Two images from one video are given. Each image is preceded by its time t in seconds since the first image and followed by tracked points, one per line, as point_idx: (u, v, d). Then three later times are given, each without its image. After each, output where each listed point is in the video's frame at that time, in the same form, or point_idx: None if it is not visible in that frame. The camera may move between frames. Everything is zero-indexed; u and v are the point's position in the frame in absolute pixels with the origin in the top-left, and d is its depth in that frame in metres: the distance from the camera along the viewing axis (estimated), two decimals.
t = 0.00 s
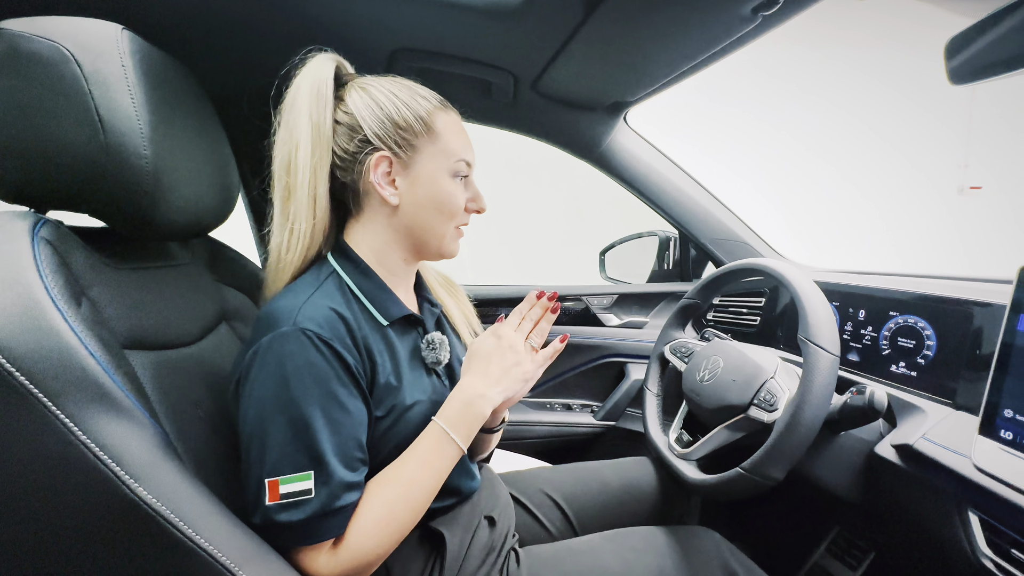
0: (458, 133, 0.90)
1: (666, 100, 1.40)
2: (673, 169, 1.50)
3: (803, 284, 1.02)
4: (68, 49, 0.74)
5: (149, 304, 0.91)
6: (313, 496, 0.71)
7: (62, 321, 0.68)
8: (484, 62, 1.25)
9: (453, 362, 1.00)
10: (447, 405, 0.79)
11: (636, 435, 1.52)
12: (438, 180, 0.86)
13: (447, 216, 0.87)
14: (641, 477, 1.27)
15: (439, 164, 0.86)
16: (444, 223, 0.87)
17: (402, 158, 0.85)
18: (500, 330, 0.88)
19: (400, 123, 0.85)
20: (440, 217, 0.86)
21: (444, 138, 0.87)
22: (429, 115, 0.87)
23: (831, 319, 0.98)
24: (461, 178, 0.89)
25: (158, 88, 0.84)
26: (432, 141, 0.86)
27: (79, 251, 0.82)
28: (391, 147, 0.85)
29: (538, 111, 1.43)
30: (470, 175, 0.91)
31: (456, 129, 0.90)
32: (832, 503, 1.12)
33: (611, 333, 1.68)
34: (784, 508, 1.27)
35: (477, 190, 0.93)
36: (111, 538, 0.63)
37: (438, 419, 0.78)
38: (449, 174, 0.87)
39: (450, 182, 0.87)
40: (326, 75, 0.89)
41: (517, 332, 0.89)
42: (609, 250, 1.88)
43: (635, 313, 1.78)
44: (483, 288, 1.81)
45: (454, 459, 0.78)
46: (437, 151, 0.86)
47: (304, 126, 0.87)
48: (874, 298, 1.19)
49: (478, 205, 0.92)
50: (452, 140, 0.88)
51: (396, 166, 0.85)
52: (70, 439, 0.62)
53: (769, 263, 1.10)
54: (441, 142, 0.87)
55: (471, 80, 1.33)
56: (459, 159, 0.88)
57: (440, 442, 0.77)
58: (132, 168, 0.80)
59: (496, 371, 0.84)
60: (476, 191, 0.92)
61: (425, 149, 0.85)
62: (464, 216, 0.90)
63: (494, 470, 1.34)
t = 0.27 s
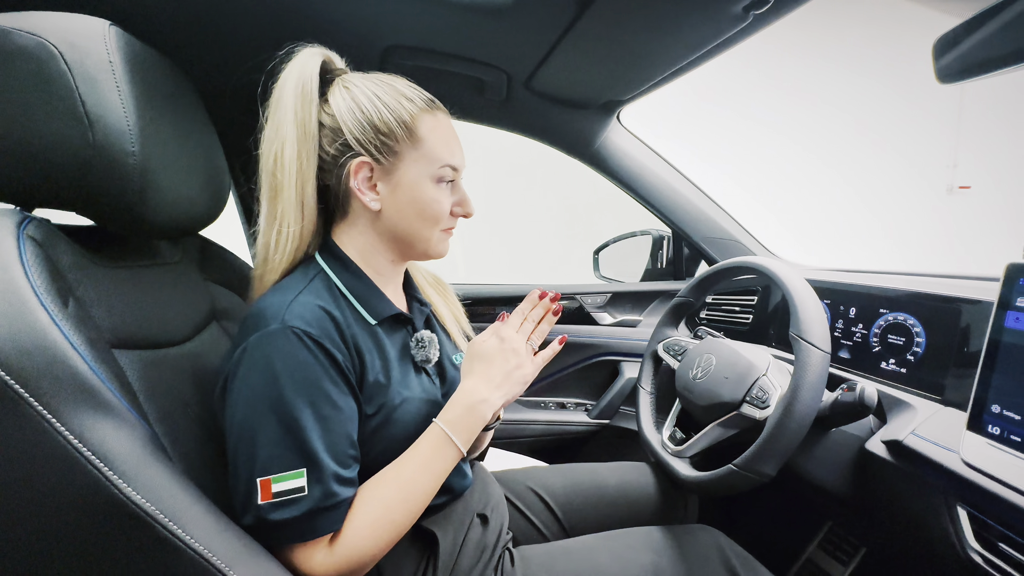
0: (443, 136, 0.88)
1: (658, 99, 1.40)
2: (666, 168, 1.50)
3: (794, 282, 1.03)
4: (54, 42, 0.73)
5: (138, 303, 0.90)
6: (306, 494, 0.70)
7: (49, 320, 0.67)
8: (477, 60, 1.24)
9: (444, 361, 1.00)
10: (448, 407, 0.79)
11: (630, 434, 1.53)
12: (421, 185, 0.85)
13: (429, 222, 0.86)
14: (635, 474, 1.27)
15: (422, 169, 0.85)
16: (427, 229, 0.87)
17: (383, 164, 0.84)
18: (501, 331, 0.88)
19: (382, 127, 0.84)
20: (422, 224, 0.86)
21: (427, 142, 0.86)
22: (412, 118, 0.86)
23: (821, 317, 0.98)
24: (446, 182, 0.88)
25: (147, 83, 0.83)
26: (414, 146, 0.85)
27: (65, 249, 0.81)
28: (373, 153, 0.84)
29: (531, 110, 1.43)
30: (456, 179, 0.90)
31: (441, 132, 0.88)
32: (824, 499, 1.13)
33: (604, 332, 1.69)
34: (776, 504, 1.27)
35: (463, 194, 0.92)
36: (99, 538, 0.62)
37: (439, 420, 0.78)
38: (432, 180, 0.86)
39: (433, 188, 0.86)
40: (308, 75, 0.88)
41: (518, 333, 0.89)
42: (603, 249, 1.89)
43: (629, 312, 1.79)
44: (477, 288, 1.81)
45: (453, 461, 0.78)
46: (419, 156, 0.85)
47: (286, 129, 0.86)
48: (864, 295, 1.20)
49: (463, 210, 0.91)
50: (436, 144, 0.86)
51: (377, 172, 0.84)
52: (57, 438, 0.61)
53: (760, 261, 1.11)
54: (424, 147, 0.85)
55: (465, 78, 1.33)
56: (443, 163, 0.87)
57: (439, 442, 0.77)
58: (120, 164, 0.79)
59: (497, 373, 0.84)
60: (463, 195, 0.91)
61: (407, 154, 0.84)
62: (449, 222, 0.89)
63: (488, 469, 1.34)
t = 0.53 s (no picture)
0: (434, 131, 0.89)
1: (650, 100, 1.41)
2: (657, 168, 1.52)
3: (784, 281, 1.04)
4: (40, 40, 0.72)
5: (127, 304, 0.89)
6: (296, 495, 0.70)
7: (34, 321, 0.66)
8: (469, 60, 1.25)
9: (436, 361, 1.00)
10: (442, 410, 0.79)
11: (622, 432, 1.54)
12: (414, 181, 0.85)
13: (424, 217, 0.86)
14: (627, 473, 1.28)
15: (414, 164, 0.85)
16: (422, 224, 0.87)
17: (375, 160, 0.84)
18: (494, 334, 0.88)
19: (373, 123, 0.84)
20: (416, 219, 0.86)
21: (419, 138, 0.86)
22: (403, 113, 0.86)
23: (811, 315, 0.99)
24: (440, 177, 0.88)
25: (135, 81, 0.82)
26: (407, 141, 0.85)
27: (52, 250, 0.80)
28: (365, 149, 0.84)
29: (523, 110, 1.43)
30: (449, 173, 0.90)
31: (432, 127, 0.88)
32: (813, 496, 1.14)
33: (597, 332, 1.70)
34: (766, 501, 1.29)
35: (457, 188, 0.92)
36: (86, 542, 0.61)
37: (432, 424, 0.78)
38: (426, 175, 0.86)
39: (426, 183, 0.86)
40: (297, 73, 0.87)
41: (510, 335, 0.89)
42: (596, 249, 1.90)
43: (621, 311, 1.80)
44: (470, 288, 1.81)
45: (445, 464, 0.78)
46: (412, 152, 0.85)
47: (276, 128, 0.86)
48: (853, 294, 1.22)
49: (457, 204, 0.92)
50: (427, 139, 0.87)
51: (369, 168, 0.85)
52: (43, 440, 0.61)
53: (750, 260, 1.11)
54: (416, 142, 0.86)
55: (457, 78, 1.33)
56: (436, 158, 0.87)
57: (432, 446, 0.77)
58: (107, 163, 0.78)
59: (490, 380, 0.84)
60: (456, 189, 0.92)
61: (400, 150, 0.85)
62: (444, 217, 0.90)
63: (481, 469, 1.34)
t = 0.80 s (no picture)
0: (423, 128, 0.87)
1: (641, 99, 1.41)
2: (648, 168, 1.52)
3: (773, 279, 1.05)
4: (22, 35, 0.71)
5: (111, 303, 0.88)
6: (290, 485, 0.69)
7: (16, 320, 0.65)
8: (461, 59, 1.24)
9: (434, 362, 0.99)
10: (451, 420, 0.79)
11: (614, 431, 1.54)
12: (402, 180, 0.84)
13: (417, 216, 0.85)
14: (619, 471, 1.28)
15: (403, 162, 0.84)
16: (416, 224, 0.86)
17: (364, 162, 0.84)
18: (512, 343, 0.90)
19: (359, 127, 0.84)
20: (407, 219, 0.85)
21: (406, 136, 0.85)
22: (389, 114, 0.85)
23: (800, 313, 1.00)
24: (431, 175, 0.86)
25: (120, 77, 0.81)
26: (394, 140, 0.84)
27: (34, 249, 0.79)
28: (353, 153, 0.84)
29: (515, 109, 1.43)
30: (443, 171, 0.88)
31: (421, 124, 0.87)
32: (802, 493, 1.15)
33: (589, 331, 1.70)
34: (757, 499, 1.30)
35: (452, 186, 0.90)
36: (69, 545, 0.60)
37: (440, 433, 0.78)
38: (415, 173, 0.85)
39: (416, 182, 0.84)
40: (293, 84, 0.90)
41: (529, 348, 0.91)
42: (588, 248, 1.90)
43: (613, 311, 1.81)
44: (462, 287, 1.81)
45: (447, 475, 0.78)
46: (399, 151, 0.84)
47: (278, 133, 0.87)
48: (841, 293, 1.23)
49: (452, 202, 0.90)
50: (415, 137, 0.85)
51: (360, 171, 0.85)
52: (25, 442, 0.60)
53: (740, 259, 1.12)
54: (403, 141, 0.84)
55: (449, 77, 1.33)
56: (426, 155, 0.85)
57: (437, 454, 0.77)
58: (90, 159, 0.77)
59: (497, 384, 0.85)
60: (451, 186, 0.89)
61: (387, 150, 0.84)
62: (440, 215, 0.88)
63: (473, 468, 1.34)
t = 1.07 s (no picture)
0: (385, 127, 0.87)
1: (632, 98, 1.42)
2: (639, 167, 1.53)
3: (762, 277, 1.06)
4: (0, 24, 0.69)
5: (92, 301, 0.86)
6: (272, 455, 0.68)
7: None
8: (451, 56, 1.24)
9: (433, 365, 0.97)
10: (455, 440, 0.76)
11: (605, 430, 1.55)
12: (359, 178, 0.85)
13: (373, 213, 0.84)
14: (609, 470, 1.28)
15: (360, 162, 0.86)
16: (376, 221, 0.84)
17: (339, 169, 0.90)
18: (546, 394, 0.75)
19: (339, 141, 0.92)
20: (366, 215, 0.84)
21: (364, 137, 0.87)
22: (358, 122, 0.90)
23: (788, 311, 1.00)
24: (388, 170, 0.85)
25: (102, 71, 0.80)
26: (356, 143, 0.87)
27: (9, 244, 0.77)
28: (335, 164, 0.92)
29: (506, 107, 1.43)
30: (402, 164, 0.85)
31: (380, 123, 0.87)
32: (792, 490, 1.16)
33: (581, 330, 1.71)
34: (746, 497, 1.30)
35: (414, 179, 0.85)
36: (45, 548, 0.59)
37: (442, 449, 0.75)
38: (369, 170, 0.85)
39: (370, 177, 0.84)
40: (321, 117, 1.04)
41: (564, 403, 0.75)
42: (579, 248, 1.90)
43: (605, 310, 1.81)
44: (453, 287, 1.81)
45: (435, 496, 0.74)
46: (357, 151, 0.87)
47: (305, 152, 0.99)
48: (830, 292, 1.24)
49: (413, 195, 0.83)
50: (371, 136, 0.86)
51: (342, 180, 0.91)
52: None
53: (730, 258, 1.13)
54: (362, 142, 0.87)
55: (439, 75, 1.32)
56: (381, 151, 0.85)
57: (433, 470, 0.73)
58: (70, 153, 0.75)
59: (511, 424, 0.75)
60: (412, 180, 0.84)
61: (351, 153, 0.88)
62: (398, 210, 0.83)
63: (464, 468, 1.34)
